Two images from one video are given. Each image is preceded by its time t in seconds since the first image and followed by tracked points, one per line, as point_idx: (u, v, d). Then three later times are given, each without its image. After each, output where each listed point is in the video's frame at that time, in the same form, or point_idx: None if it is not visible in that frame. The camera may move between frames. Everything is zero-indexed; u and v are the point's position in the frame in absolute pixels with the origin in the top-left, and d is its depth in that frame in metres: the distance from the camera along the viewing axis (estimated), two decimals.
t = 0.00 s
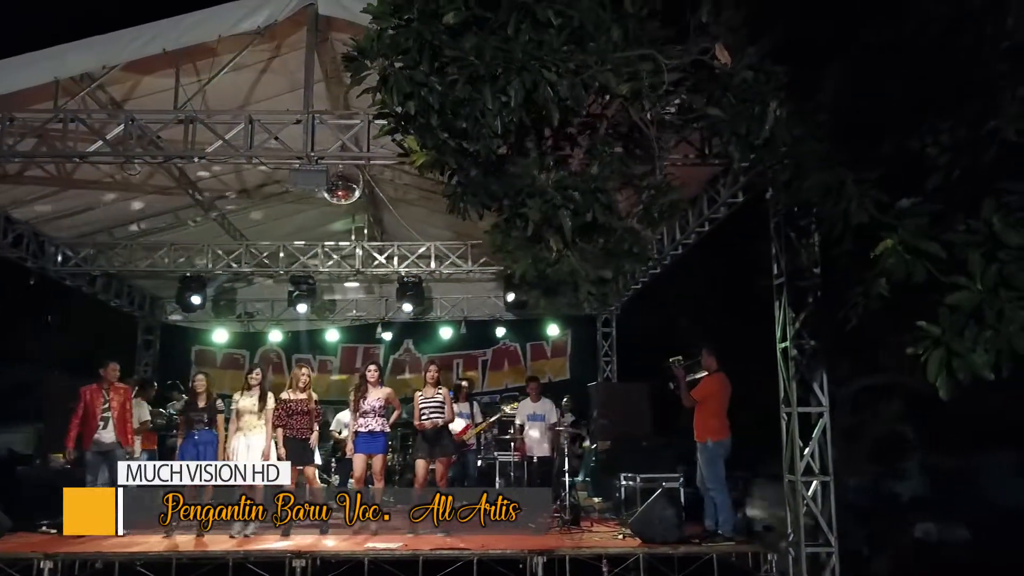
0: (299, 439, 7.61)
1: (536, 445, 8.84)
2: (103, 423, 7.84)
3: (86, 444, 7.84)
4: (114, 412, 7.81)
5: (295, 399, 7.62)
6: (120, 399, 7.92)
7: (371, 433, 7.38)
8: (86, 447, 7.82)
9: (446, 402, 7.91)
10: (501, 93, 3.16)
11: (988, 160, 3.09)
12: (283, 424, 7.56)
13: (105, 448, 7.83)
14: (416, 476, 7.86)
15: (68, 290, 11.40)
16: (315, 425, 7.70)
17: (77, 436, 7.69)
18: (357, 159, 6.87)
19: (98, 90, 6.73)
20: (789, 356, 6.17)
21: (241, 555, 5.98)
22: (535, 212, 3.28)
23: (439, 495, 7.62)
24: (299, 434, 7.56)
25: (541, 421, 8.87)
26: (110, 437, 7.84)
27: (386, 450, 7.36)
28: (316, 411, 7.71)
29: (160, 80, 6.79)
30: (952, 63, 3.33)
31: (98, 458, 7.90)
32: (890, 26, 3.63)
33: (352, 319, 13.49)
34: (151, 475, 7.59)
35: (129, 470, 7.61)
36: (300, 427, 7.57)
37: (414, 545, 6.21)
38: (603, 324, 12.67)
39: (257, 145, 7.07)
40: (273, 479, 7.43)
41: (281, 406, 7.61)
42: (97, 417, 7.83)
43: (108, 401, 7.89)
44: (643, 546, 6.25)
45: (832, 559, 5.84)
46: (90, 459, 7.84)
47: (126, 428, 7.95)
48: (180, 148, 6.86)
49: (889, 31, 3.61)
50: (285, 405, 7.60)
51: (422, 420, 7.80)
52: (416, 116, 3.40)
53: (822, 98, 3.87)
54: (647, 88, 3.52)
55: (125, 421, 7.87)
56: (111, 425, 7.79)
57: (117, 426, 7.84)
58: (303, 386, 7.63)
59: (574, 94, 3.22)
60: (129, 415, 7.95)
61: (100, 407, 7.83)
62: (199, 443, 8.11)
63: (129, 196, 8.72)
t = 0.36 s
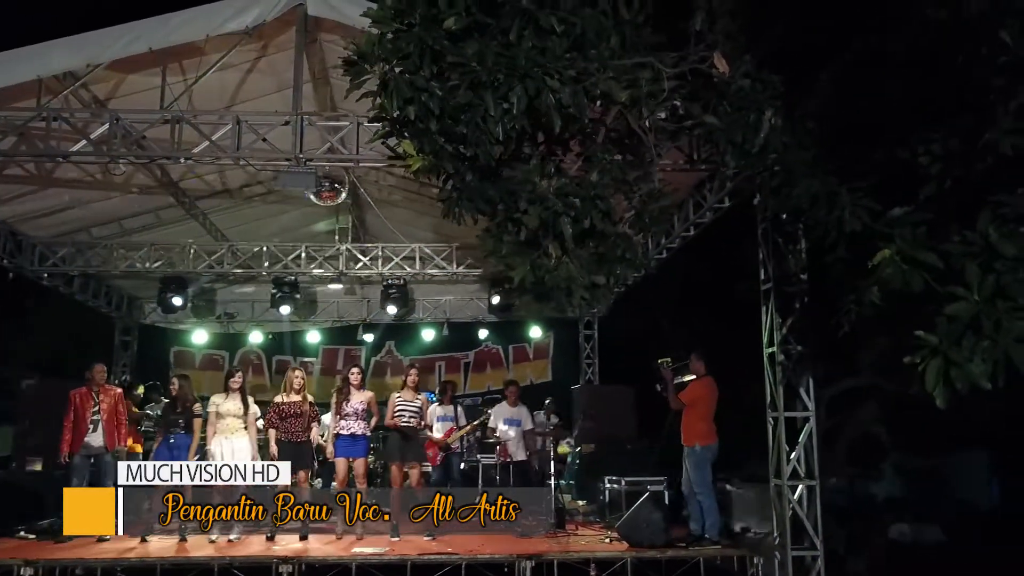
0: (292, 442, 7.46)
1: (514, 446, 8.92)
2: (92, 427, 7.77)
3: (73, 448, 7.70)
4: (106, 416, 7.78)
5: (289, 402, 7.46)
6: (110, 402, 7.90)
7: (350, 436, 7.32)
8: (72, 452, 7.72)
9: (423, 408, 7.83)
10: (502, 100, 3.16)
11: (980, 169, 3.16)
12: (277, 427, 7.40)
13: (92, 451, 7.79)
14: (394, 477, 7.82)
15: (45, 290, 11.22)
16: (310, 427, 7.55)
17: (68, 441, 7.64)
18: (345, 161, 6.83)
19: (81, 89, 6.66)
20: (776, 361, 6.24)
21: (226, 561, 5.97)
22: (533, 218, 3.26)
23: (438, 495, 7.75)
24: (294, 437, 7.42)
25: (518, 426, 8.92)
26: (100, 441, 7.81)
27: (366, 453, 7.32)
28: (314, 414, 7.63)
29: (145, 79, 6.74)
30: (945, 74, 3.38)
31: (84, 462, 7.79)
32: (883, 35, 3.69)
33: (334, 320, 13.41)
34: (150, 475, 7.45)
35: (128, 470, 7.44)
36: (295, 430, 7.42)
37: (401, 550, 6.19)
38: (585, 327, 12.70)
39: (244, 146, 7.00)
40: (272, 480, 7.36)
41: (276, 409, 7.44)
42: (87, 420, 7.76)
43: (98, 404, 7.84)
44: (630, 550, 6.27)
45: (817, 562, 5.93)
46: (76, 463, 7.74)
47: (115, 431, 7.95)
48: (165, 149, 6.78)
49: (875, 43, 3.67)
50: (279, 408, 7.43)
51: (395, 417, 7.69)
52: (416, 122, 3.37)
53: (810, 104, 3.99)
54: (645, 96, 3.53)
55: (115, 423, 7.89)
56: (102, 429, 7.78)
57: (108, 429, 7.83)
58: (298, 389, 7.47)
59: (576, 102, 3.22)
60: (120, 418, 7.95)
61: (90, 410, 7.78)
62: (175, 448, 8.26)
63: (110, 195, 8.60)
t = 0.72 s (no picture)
0: (281, 446, 7.40)
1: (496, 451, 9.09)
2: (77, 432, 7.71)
3: (59, 453, 7.71)
4: (91, 421, 7.63)
5: (282, 408, 7.39)
6: (98, 408, 7.72)
7: (331, 441, 7.28)
8: (58, 454, 7.71)
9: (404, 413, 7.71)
10: (504, 107, 3.14)
11: (972, 181, 3.22)
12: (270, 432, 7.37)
13: (75, 455, 7.69)
14: (374, 478, 7.72)
15: (20, 291, 11.03)
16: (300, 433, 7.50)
17: (54, 442, 7.65)
18: (332, 164, 6.76)
19: (63, 88, 6.58)
20: (762, 366, 6.34)
21: (211, 569, 6.01)
22: (534, 226, 3.23)
23: (439, 495, 8.12)
24: (284, 443, 7.39)
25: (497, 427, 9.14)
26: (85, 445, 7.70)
27: (348, 458, 7.28)
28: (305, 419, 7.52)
29: (129, 79, 6.67)
30: (939, 85, 3.40)
31: (69, 466, 7.74)
32: (873, 47, 3.70)
33: (314, 322, 13.32)
34: (150, 475, 7.38)
35: (129, 470, 7.48)
36: (285, 437, 7.38)
37: (390, 556, 6.18)
38: (567, 330, 12.71)
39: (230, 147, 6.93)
40: (272, 480, 7.32)
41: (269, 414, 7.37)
42: (73, 424, 7.69)
43: (86, 408, 7.71)
44: (617, 554, 6.29)
45: (803, 566, 6.03)
46: (61, 466, 7.71)
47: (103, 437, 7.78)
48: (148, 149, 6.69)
49: (867, 53, 3.70)
50: (272, 413, 7.34)
51: (376, 422, 7.58)
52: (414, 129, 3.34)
53: (802, 111, 4.00)
54: (644, 103, 3.54)
55: (100, 429, 7.71)
56: (86, 434, 7.64)
57: (93, 435, 7.67)
58: (291, 396, 7.41)
59: (578, 110, 3.20)
60: (108, 425, 7.76)
61: (77, 414, 7.67)
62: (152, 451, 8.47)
63: (89, 195, 8.48)
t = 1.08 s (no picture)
0: (261, 450, 7.34)
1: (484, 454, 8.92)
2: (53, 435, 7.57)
3: (32, 457, 7.58)
4: (65, 424, 7.47)
5: (264, 411, 7.35)
6: (75, 412, 7.57)
7: (318, 445, 7.21)
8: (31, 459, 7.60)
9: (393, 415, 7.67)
10: (509, 115, 3.14)
11: (965, 193, 3.24)
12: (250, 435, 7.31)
13: (49, 459, 7.52)
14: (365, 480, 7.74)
15: None
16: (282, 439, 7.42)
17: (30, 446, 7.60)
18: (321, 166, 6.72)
19: (47, 87, 6.51)
20: (749, 371, 6.44)
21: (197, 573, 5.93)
22: (539, 235, 3.22)
23: (438, 496, 8.10)
24: (264, 447, 7.31)
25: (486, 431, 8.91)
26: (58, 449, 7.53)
27: (334, 463, 7.22)
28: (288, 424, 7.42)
29: (114, 78, 6.61)
30: (931, 98, 3.44)
31: (42, 471, 7.59)
32: (867, 54, 3.70)
33: (294, 323, 13.22)
34: (151, 475, 7.22)
35: (129, 470, 7.27)
36: (265, 441, 7.30)
37: (380, 561, 6.16)
38: (549, 332, 12.73)
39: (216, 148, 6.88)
40: (272, 480, 7.25)
41: (251, 416, 7.33)
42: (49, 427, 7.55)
43: (61, 412, 7.57)
44: (606, 559, 6.31)
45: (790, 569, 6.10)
46: (34, 471, 7.57)
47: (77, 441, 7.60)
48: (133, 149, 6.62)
49: (859, 60, 3.71)
50: (254, 415, 7.32)
51: (365, 427, 7.52)
52: (415, 136, 3.32)
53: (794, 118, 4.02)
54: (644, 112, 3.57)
55: (75, 433, 7.53)
56: (59, 438, 7.47)
57: (66, 439, 7.49)
58: (274, 399, 7.36)
59: (582, 120, 3.24)
60: (83, 430, 7.58)
61: (53, 417, 7.54)
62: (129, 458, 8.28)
63: (69, 195, 8.34)
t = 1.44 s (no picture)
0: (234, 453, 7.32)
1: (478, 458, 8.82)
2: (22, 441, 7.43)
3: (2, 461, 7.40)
4: (37, 428, 7.35)
5: (245, 414, 7.28)
6: (46, 415, 7.45)
7: (308, 448, 7.15)
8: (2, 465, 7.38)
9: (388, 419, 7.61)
10: (513, 125, 3.15)
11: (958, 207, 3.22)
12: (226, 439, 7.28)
13: (22, 465, 7.37)
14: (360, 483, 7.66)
15: None
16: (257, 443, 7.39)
17: None
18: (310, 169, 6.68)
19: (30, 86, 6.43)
20: (738, 378, 6.48)
21: None
22: (541, 244, 3.23)
23: (438, 496, 8.04)
24: (238, 452, 7.28)
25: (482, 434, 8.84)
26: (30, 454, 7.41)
27: (324, 468, 7.15)
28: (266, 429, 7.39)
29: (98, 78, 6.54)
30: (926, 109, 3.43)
31: (15, 477, 7.40)
32: (858, 65, 3.64)
33: (275, 325, 13.13)
34: (151, 475, 7.09)
35: (128, 470, 7.14)
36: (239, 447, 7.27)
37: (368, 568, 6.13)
38: (532, 335, 12.73)
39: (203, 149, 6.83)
40: (273, 480, 7.22)
41: (230, 417, 7.26)
42: (17, 433, 7.40)
43: (31, 417, 7.42)
44: (594, 564, 6.32)
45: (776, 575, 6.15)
46: (7, 477, 7.37)
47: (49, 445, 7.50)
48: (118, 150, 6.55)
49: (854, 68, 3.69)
50: (233, 417, 7.25)
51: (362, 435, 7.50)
52: (416, 144, 3.31)
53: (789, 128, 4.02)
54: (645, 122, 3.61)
55: (46, 438, 7.43)
56: (31, 443, 7.35)
57: (38, 444, 7.39)
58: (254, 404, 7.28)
59: (587, 131, 3.27)
60: (54, 433, 7.49)
61: (23, 422, 7.38)
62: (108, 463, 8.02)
63: (48, 195, 8.19)
